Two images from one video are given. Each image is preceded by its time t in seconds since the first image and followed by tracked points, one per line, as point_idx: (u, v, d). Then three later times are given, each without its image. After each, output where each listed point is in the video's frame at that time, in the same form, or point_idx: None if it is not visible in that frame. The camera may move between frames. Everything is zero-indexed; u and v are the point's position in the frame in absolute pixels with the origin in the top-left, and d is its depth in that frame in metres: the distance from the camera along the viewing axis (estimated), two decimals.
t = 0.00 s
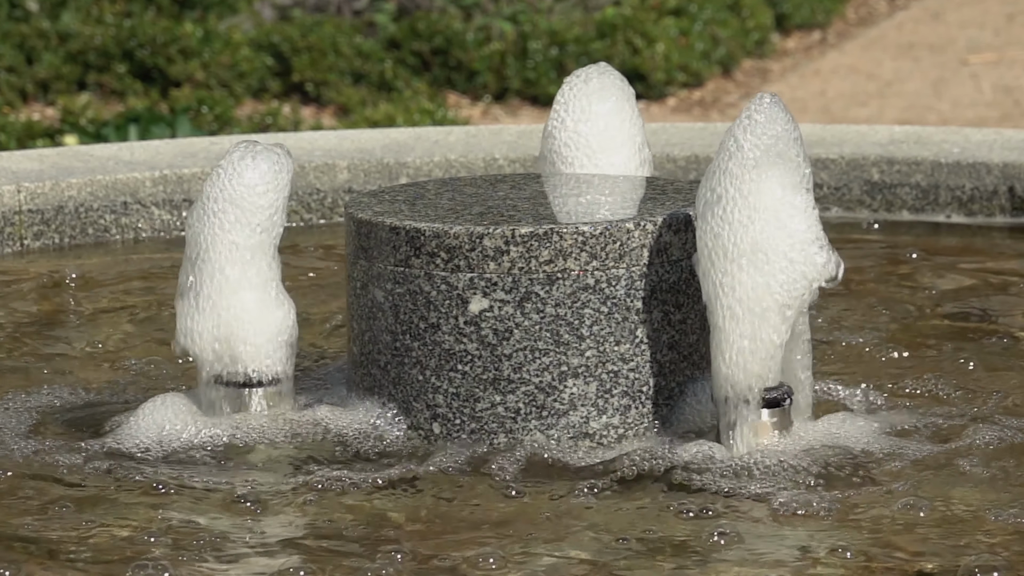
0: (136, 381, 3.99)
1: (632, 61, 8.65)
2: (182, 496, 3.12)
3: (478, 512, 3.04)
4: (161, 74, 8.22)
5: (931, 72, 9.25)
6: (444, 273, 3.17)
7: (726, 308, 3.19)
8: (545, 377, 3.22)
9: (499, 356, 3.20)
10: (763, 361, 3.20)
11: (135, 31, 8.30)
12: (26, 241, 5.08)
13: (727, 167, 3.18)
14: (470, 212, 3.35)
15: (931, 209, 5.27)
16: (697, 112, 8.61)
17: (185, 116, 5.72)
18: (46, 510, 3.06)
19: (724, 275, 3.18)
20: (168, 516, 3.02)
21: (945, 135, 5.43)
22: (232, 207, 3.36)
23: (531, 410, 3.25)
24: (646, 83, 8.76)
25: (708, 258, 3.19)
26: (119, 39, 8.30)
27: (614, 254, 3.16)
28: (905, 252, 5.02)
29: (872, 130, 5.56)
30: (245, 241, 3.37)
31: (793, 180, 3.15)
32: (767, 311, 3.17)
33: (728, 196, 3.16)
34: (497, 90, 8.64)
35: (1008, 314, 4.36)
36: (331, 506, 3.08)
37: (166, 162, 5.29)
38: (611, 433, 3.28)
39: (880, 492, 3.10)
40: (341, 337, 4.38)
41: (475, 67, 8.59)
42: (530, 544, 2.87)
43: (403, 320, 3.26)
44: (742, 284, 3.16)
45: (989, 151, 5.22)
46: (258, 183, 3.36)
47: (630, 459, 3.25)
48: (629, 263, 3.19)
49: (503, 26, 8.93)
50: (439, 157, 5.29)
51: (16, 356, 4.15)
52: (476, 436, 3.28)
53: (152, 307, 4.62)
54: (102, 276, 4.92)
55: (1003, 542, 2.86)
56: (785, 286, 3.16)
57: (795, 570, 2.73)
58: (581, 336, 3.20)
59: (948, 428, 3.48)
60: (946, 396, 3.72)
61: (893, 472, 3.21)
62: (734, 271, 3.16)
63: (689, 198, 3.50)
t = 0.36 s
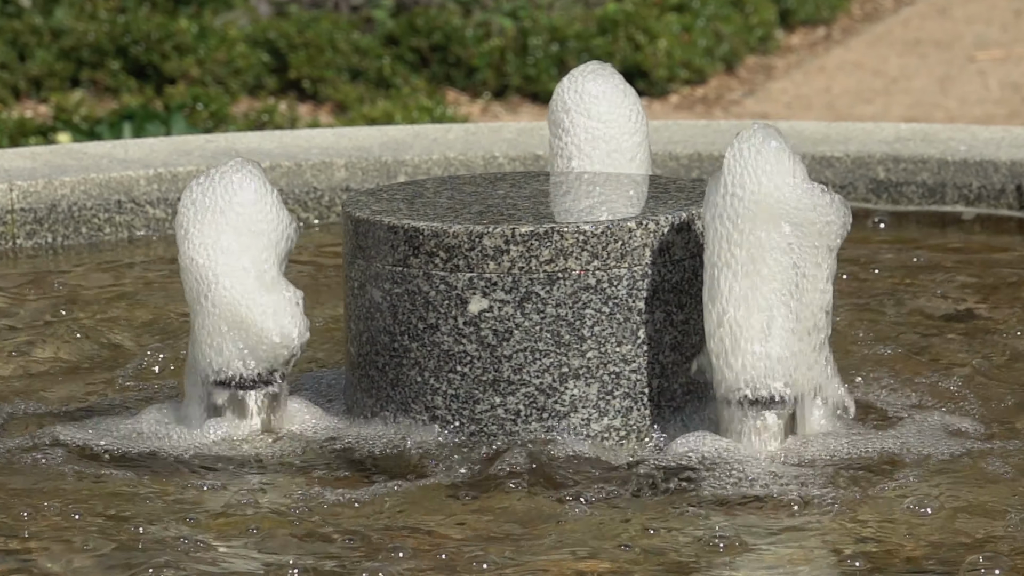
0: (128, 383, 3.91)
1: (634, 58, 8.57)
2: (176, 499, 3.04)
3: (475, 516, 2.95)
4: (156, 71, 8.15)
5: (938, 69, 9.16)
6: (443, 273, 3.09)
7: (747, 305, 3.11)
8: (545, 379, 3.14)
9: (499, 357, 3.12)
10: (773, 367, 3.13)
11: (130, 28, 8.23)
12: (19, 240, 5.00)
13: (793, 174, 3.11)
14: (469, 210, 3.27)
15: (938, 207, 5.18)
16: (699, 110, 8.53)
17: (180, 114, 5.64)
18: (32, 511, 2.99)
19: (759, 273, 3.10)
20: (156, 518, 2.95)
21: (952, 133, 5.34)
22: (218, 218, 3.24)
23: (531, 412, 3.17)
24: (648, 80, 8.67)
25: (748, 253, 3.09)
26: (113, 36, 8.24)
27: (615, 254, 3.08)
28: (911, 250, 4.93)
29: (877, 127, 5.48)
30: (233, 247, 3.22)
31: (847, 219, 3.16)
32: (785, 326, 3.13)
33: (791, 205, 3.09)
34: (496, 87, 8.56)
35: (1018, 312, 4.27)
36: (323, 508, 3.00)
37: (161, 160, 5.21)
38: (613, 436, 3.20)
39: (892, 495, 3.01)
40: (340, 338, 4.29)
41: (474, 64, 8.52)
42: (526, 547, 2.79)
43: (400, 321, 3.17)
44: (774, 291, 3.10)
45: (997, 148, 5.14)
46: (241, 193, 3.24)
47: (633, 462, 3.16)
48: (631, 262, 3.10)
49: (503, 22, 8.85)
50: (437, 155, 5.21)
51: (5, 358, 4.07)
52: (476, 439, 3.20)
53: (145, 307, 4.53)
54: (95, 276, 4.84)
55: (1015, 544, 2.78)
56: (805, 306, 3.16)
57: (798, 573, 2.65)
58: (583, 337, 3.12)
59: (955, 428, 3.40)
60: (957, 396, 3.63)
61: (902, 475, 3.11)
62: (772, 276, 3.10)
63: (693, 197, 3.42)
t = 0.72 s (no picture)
0: (119, 382, 3.83)
1: (636, 55, 8.48)
2: (166, 506, 2.95)
3: (473, 520, 2.87)
4: (151, 68, 8.09)
5: (944, 65, 9.08)
6: (441, 273, 3.01)
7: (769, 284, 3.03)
8: (546, 380, 3.06)
9: (499, 359, 3.04)
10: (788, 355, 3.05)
11: (123, 23, 8.15)
12: (11, 238, 4.91)
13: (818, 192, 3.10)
14: (467, 209, 3.19)
15: (944, 205, 5.11)
16: (702, 106, 8.45)
17: (174, 112, 5.57)
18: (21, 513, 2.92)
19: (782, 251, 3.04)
20: (147, 522, 2.87)
21: (958, 130, 5.27)
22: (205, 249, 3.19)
23: (531, 413, 3.09)
24: (650, 76, 8.59)
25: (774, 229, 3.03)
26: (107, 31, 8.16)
27: (617, 253, 3.00)
28: (917, 247, 4.85)
29: (882, 124, 5.40)
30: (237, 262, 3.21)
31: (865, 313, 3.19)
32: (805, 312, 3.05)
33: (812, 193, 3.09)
34: (496, 84, 8.47)
35: None
36: (318, 510, 2.92)
37: (155, 158, 5.12)
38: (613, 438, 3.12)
39: (902, 500, 2.92)
40: (337, 339, 4.21)
41: (474, 60, 8.44)
42: (525, 551, 2.72)
43: (398, 322, 3.09)
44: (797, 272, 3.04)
45: (1003, 145, 5.06)
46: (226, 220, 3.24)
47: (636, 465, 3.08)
48: (633, 262, 3.03)
49: (502, 18, 8.77)
50: (436, 153, 5.14)
51: None
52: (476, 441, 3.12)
53: (138, 306, 4.45)
54: (88, 275, 4.75)
55: None
56: (823, 302, 3.08)
57: None
58: (584, 338, 3.04)
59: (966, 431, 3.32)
60: (968, 396, 3.55)
61: (912, 477, 3.04)
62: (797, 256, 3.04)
63: (695, 196, 3.34)
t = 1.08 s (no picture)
0: (110, 382, 3.76)
1: (638, 51, 8.40)
2: (161, 509, 2.88)
3: (470, 525, 2.79)
4: (145, 65, 8.02)
5: (950, 62, 8.99)
6: (440, 273, 2.93)
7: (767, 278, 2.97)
8: (547, 382, 2.99)
9: (499, 360, 2.97)
10: (786, 352, 2.98)
11: (118, 19, 8.08)
12: (2, 237, 4.84)
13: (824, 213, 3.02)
14: (467, 208, 3.12)
15: (950, 205, 5.03)
16: (705, 104, 8.38)
17: (169, 109, 5.49)
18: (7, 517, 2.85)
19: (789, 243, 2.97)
20: (135, 526, 2.80)
21: (965, 128, 5.18)
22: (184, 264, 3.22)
23: (531, 416, 3.01)
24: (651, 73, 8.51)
25: (786, 220, 2.97)
26: (101, 27, 8.09)
27: (618, 253, 2.93)
28: (923, 247, 4.77)
29: (889, 122, 5.32)
30: (200, 257, 3.22)
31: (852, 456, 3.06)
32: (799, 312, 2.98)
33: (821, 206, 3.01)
34: (496, 81, 8.42)
35: None
36: (310, 514, 2.85)
37: (150, 156, 5.05)
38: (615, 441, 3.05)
39: (911, 505, 2.85)
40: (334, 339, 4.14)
41: (473, 57, 8.38)
42: (522, 557, 2.64)
43: (396, 323, 3.01)
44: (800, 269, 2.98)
45: (1012, 143, 4.98)
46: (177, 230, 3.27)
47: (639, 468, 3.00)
48: (636, 261, 2.95)
49: (503, 14, 8.69)
50: (435, 151, 5.06)
51: None
52: (476, 444, 3.05)
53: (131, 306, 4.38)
54: (80, 273, 4.68)
55: None
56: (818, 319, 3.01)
57: None
58: (586, 339, 2.96)
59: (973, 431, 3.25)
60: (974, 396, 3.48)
61: (920, 481, 2.96)
62: (802, 253, 2.98)
63: (699, 194, 3.26)
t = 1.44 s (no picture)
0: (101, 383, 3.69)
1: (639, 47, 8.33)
2: (163, 509, 2.82)
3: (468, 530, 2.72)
4: (139, 61, 7.96)
5: (956, 58, 8.92)
6: (439, 273, 2.86)
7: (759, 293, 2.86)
8: (547, 383, 2.91)
9: (499, 361, 2.89)
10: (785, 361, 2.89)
11: (112, 15, 8.00)
12: None
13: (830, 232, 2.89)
14: (466, 207, 3.05)
15: (957, 203, 4.95)
16: (707, 101, 8.31)
17: (164, 106, 5.42)
18: None
19: (788, 274, 2.85)
20: (125, 530, 2.74)
21: (972, 126, 5.11)
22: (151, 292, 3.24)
23: (532, 418, 2.94)
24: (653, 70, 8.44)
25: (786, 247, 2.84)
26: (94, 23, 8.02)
27: (620, 252, 2.86)
28: (930, 247, 4.70)
29: (895, 120, 5.25)
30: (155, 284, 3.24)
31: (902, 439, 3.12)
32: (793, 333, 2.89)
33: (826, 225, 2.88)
34: (496, 77, 8.37)
35: None
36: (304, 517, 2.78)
37: (144, 154, 4.97)
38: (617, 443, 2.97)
39: (922, 510, 2.77)
40: (331, 340, 4.06)
41: (473, 54, 8.33)
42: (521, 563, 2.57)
43: (394, 324, 2.94)
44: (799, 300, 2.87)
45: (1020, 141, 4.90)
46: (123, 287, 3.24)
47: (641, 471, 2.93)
48: (638, 261, 2.88)
49: (503, 10, 8.61)
50: (434, 149, 4.98)
51: None
52: (474, 446, 2.97)
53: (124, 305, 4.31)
54: (72, 272, 4.61)
55: None
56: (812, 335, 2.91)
57: None
58: (587, 339, 2.89)
59: (980, 431, 3.18)
60: (981, 397, 3.41)
61: (929, 485, 2.89)
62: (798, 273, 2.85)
63: (701, 192, 3.19)
